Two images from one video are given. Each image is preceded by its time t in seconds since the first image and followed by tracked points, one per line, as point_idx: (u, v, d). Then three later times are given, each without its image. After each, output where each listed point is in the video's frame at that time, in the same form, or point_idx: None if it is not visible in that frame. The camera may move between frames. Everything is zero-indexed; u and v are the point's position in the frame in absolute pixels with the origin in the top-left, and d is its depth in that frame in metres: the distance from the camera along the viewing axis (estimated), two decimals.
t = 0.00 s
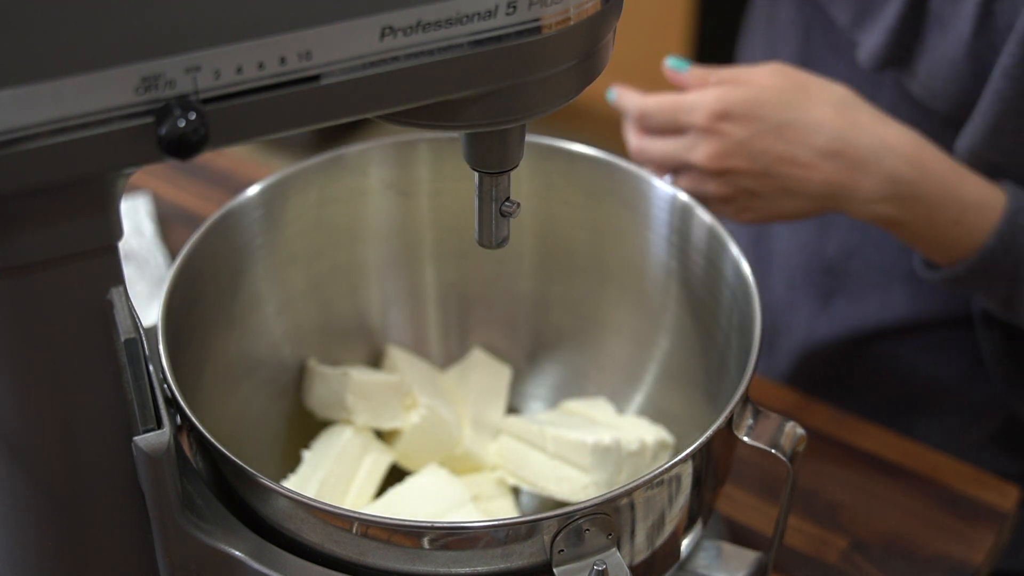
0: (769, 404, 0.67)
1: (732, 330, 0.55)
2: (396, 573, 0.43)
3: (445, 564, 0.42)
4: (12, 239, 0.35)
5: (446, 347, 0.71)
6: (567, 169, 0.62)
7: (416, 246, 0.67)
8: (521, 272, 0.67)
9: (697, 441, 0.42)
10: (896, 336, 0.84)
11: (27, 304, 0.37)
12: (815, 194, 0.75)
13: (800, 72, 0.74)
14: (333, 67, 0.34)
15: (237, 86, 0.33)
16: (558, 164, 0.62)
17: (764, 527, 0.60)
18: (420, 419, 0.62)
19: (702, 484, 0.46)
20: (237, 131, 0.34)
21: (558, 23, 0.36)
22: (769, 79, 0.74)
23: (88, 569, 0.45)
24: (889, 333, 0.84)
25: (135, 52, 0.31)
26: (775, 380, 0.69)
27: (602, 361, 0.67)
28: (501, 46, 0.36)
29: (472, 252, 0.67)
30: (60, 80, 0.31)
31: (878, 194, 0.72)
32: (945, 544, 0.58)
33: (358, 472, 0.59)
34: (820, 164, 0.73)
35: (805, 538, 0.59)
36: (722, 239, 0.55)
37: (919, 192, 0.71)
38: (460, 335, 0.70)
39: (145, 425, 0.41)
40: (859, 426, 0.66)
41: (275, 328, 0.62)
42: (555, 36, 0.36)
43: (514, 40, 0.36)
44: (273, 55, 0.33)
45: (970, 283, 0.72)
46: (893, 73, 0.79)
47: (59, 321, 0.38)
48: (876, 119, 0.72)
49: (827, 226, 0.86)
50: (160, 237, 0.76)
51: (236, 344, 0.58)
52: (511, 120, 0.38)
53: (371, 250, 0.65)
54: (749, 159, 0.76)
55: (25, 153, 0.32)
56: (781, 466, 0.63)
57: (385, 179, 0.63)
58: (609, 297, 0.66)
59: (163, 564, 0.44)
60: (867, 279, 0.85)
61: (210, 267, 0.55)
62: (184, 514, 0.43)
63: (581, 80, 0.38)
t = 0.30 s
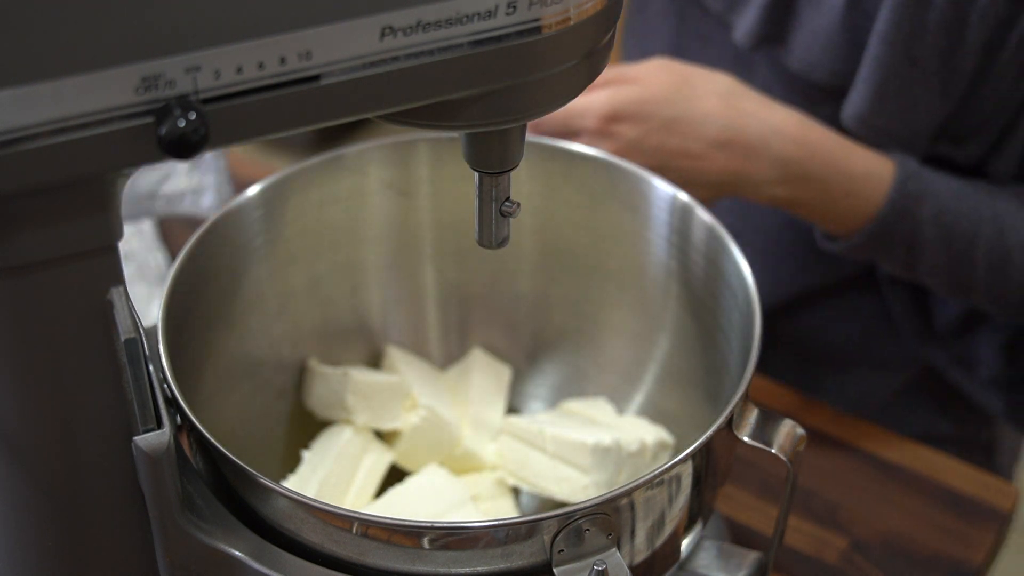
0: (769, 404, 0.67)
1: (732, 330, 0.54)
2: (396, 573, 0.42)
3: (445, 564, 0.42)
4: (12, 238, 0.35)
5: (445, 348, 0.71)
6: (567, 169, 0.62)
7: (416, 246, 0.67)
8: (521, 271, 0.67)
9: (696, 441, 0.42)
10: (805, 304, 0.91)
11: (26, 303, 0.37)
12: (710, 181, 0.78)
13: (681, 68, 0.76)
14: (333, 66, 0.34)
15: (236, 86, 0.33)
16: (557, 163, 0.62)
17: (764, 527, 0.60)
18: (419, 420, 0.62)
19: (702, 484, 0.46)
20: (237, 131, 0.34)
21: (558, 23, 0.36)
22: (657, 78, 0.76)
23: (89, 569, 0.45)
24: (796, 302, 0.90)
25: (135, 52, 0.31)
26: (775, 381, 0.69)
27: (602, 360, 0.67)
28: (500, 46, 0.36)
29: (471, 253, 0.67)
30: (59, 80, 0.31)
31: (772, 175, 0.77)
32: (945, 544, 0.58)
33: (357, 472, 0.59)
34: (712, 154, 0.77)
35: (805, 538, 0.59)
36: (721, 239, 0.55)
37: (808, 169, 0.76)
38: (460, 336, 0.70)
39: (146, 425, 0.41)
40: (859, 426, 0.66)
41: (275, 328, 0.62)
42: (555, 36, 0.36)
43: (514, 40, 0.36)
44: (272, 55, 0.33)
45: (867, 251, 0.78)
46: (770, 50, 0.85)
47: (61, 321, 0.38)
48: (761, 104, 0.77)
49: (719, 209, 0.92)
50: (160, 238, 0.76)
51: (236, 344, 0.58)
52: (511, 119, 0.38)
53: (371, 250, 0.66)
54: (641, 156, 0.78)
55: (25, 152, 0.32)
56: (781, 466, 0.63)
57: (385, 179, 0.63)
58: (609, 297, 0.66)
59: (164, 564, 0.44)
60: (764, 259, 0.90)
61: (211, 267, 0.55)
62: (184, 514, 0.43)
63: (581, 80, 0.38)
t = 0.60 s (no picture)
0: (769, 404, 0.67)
1: (732, 330, 0.54)
2: (397, 573, 0.42)
3: (445, 565, 0.42)
4: (12, 238, 0.35)
5: (445, 349, 0.71)
6: (568, 169, 0.62)
7: (416, 246, 0.67)
8: (521, 271, 0.67)
9: (696, 442, 0.42)
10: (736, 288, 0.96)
11: (25, 303, 0.37)
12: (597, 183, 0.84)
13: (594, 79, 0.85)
14: (334, 65, 0.34)
15: (236, 86, 0.33)
16: (557, 163, 0.62)
17: (764, 527, 0.60)
18: (419, 420, 0.62)
19: (702, 484, 0.46)
20: (236, 131, 0.34)
21: (558, 24, 0.36)
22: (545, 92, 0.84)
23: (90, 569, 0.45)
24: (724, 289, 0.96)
25: (135, 52, 0.31)
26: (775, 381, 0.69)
27: (601, 360, 0.67)
28: (500, 47, 0.35)
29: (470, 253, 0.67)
30: (58, 80, 0.31)
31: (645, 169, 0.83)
32: (945, 544, 0.58)
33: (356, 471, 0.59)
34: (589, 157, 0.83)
35: (805, 538, 0.59)
36: (721, 239, 0.55)
37: (679, 161, 0.82)
38: (460, 336, 0.70)
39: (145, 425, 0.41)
40: (858, 427, 0.66)
41: (275, 328, 0.62)
42: (555, 37, 0.36)
43: (514, 40, 0.35)
44: (273, 55, 0.33)
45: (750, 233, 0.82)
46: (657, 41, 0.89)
47: (60, 322, 0.38)
48: (630, 107, 0.84)
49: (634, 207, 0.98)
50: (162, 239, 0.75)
51: (235, 344, 0.58)
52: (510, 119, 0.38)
53: (370, 250, 0.66)
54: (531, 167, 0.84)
55: (24, 152, 0.32)
56: (781, 466, 0.63)
57: (385, 179, 0.63)
58: (609, 296, 0.66)
59: (164, 564, 0.44)
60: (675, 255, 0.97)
61: (210, 267, 0.55)
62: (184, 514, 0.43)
63: (581, 80, 0.38)
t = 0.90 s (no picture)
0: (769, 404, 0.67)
1: (732, 330, 0.54)
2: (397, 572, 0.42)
3: (445, 565, 0.42)
4: (12, 238, 0.35)
5: (445, 349, 0.71)
6: (568, 168, 0.62)
7: (416, 246, 0.67)
8: (521, 271, 0.67)
9: (696, 441, 0.42)
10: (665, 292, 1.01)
11: (25, 303, 0.37)
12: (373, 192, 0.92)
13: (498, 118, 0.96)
14: (334, 65, 0.34)
15: (236, 86, 0.33)
16: (557, 163, 0.62)
17: (764, 526, 0.60)
18: (419, 421, 0.62)
19: (702, 484, 0.46)
20: (237, 131, 0.34)
21: (558, 24, 0.36)
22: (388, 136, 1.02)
23: (91, 568, 0.45)
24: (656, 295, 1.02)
25: (136, 51, 0.31)
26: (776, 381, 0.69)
27: (601, 360, 0.67)
28: (500, 47, 0.35)
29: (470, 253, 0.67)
30: (56, 80, 0.31)
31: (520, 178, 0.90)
32: (945, 544, 0.59)
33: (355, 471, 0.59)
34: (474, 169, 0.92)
35: (805, 538, 0.59)
36: (721, 239, 0.55)
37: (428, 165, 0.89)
38: (460, 337, 0.70)
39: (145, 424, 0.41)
40: (858, 426, 0.66)
41: (275, 328, 0.62)
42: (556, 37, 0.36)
43: (513, 41, 0.35)
44: (273, 55, 0.33)
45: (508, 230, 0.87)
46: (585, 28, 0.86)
47: (60, 321, 0.38)
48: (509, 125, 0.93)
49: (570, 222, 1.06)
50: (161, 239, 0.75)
51: (235, 344, 0.58)
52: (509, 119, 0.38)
53: (370, 250, 0.66)
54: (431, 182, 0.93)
55: (23, 152, 0.32)
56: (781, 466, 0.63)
57: (384, 179, 0.63)
58: (609, 296, 0.66)
59: (165, 563, 0.44)
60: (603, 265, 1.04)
61: (210, 267, 0.55)
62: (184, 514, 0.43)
63: (581, 80, 0.38)
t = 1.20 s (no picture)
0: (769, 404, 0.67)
1: (732, 330, 0.54)
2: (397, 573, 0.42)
3: (445, 565, 0.42)
4: (13, 238, 0.35)
5: (445, 349, 0.71)
6: (568, 168, 0.62)
7: (416, 245, 0.67)
8: (520, 271, 0.67)
9: (696, 442, 0.42)
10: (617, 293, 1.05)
11: (27, 303, 0.37)
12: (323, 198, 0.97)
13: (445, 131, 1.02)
14: (334, 65, 0.34)
15: (236, 86, 0.33)
16: (557, 163, 0.62)
17: (764, 527, 0.60)
18: (419, 420, 0.62)
19: (702, 484, 0.46)
20: (237, 131, 0.34)
21: (558, 24, 0.36)
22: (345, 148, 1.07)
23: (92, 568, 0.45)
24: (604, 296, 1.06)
25: (137, 51, 0.31)
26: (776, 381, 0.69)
27: (600, 360, 0.67)
28: (500, 47, 0.36)
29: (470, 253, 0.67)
30: (57, 80, 0.31)
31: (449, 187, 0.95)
32: (945, 544, 0.59)
33: (354, 472, 0.59)
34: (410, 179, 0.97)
35: (804, 538, 0.59)
36: (721, 239, 0.55)
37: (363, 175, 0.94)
38: (460, 337, 0.70)
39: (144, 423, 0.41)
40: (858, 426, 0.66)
41: (274, 328, 0.62)
42: (555, 37, 0.36)
43: (513, 41, 0.36)
44: (273, 55, 0.33)
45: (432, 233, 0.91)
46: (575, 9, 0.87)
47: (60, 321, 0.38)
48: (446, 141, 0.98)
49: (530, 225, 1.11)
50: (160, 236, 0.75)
51: (235, 344, 0.58)
52: (509, 119, 0.38)
53: (370, 250, 0.65)
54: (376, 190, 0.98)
55: (23, 152, 0.32)
56: (781, 466, 0.63)
57: (384, 179, 0.63)
58: (608, 296, 0.66)
59: (164, 563, 0.44)
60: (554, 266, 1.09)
61: (210, 267, 0.55)
62: (184, 514, 0.43)
63: (581, 79, 0.38)
